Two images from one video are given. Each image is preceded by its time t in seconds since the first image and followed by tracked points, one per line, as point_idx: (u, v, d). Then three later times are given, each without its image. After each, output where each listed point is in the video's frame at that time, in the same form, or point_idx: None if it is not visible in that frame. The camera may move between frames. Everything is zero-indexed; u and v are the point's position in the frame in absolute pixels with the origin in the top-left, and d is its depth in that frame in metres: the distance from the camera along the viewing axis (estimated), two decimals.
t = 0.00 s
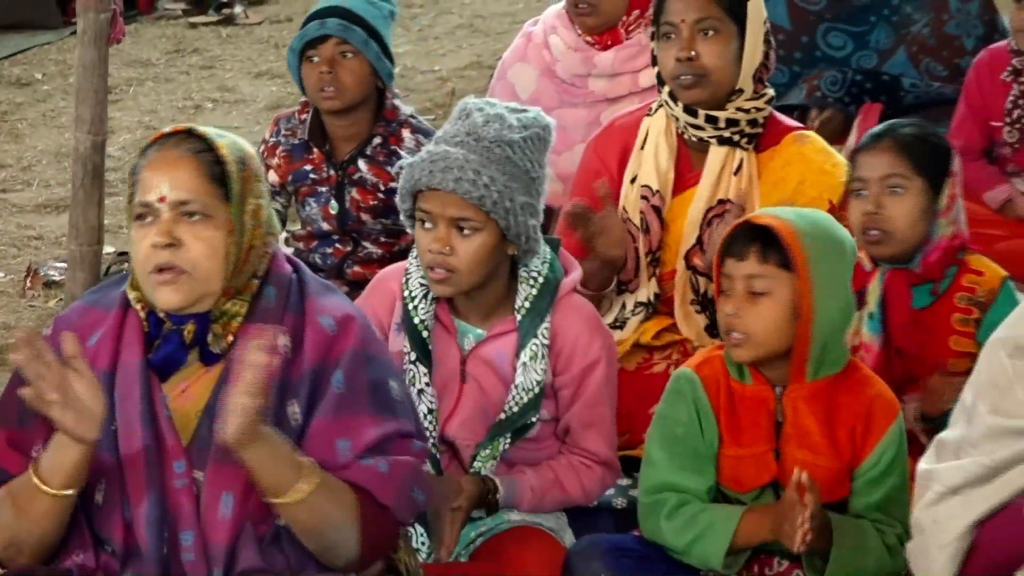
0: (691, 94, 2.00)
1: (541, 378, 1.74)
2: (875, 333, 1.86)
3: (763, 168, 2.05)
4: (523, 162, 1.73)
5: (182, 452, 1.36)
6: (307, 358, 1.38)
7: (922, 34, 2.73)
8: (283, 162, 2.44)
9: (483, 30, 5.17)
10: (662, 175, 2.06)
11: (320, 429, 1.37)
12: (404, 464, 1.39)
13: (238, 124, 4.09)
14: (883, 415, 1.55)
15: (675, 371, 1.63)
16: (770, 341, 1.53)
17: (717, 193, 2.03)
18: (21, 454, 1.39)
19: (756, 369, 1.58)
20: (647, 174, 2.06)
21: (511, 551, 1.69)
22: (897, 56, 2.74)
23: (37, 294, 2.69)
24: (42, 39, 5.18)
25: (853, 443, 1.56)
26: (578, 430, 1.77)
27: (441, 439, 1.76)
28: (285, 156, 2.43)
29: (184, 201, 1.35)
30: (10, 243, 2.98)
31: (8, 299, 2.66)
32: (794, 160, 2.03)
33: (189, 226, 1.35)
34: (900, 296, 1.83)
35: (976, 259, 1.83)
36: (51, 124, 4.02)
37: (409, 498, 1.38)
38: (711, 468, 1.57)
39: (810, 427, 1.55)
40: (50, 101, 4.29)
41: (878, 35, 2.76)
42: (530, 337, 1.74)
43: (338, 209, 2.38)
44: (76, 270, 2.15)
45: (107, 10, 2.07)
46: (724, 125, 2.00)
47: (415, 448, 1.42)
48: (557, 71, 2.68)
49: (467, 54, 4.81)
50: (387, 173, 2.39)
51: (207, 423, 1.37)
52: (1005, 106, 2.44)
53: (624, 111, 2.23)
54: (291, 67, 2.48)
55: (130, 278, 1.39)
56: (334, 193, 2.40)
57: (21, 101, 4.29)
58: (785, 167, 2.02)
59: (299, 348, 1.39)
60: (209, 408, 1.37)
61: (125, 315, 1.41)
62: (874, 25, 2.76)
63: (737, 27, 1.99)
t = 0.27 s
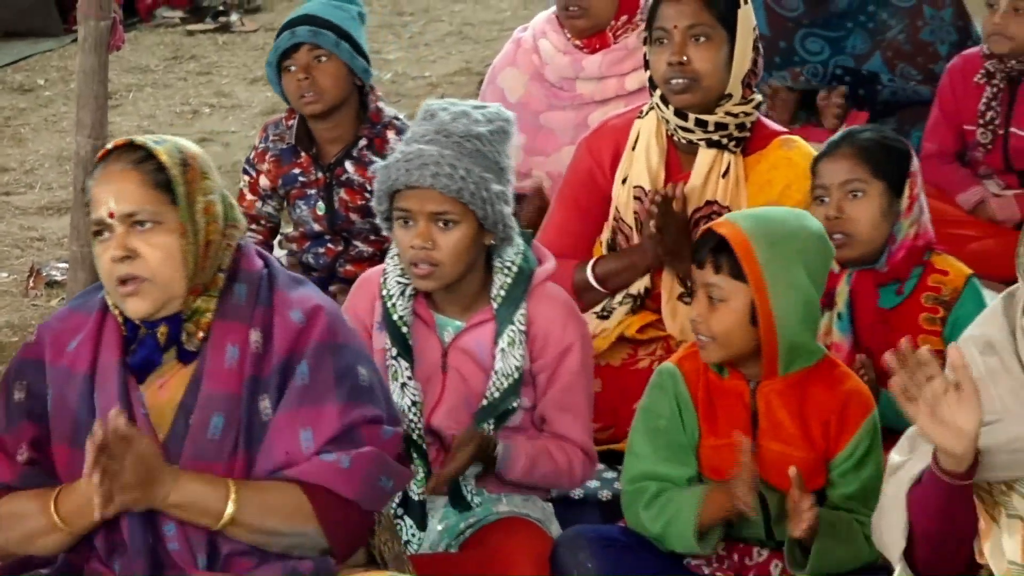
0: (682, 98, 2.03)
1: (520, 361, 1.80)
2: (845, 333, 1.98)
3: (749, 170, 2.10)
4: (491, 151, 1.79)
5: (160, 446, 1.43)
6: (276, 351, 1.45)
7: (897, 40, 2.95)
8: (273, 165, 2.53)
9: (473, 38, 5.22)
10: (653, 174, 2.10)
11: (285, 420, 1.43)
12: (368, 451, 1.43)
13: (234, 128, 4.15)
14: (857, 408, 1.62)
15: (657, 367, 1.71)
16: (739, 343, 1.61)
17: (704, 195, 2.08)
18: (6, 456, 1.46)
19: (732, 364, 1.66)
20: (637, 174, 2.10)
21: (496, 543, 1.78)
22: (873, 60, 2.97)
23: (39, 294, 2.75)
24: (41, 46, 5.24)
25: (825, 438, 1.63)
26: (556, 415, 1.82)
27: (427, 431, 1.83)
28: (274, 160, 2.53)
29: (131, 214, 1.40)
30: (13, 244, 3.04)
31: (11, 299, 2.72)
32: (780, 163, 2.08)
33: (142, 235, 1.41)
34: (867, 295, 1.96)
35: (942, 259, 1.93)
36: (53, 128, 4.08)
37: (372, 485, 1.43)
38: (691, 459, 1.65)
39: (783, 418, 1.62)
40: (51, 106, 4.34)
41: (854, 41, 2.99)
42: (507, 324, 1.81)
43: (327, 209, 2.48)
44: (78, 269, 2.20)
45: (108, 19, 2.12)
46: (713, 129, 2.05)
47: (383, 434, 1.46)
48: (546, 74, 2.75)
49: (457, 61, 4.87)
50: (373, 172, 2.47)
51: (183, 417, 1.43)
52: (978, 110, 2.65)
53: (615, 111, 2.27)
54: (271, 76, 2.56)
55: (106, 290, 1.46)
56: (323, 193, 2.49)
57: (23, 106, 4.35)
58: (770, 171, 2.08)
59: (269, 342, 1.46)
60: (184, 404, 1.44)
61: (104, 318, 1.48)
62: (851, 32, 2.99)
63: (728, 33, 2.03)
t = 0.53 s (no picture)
0: (675, 101, 2.06)
1: (498, 352, 1.88)
2: (828, 332, 2.01)
3: (737, 172, 2.14)
4: (456, 149, 1.85)
5: (149, 438, 1.48)
6: (259, 344, 1.48)
7: (877, 46, 3.01)
8: (268, 169, 2.59)
9: (464, 44, 5.27)
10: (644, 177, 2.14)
11: (269, 411, 1.47)
12: (352, 440, 1.45)
13: (232, 132, 4.20)
14: (833, 404, 1.67)
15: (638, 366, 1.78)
16: (716, 341, 1.67)
17: (694, 196, 2.11)
18: None
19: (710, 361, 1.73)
20: (629, 176, 2.14)
21: (488, 533, 1.86)
22: (852, 65, 3.03)
23: (43, 294, 2.80)
24: (42, 53, 5.29)
25: (801, 429, 1.69)
26: (539, 401, 1.92)
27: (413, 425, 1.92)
28: (268, 163, 2.58)
29: (115, 206, 1.46)
30: (17, 245, 3.09)
31: (15, 299, 2.77)
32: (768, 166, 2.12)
33: (125, 226, 1.46)
34: (851, 296, 2.00)
35: (924, 261, 1.99)
36: (56, 133, 4.13)
37: (357, 474, 1.45)
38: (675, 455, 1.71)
39: (761, 414, 1.68)
40: (54, 112, 4.39)
41: (834, 47, 3.04)
42: (484, 317, 1.89)
43: (319, 210, 2.55)
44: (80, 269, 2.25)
45: (108, 27, 2.17)
46: (704, 133, 2.08)
47: (366, 424, 1.49)
48: (534, 82, 2.83)
49: (449, 67, 4.92)
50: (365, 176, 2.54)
51: (170, 410, 1.48)
52: (962, 112, 2.72)
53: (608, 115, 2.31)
54: (263, 83, 2.62)
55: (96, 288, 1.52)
56: (315, 196, 2.56)
57: (26, 112, 4.40)
58: (758, 175, 2.11)
59: (253, 335, 1.49)
60: (171, 397, 1.49)
61: (94, 318, 1.54)
62: (830, 37, 3.05)
63: (721, 40, 2.07)
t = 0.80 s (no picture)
0: (654, 109, 2.15)
1: (476, 349, 1.96)
2: (813, 328, 2.06)
3: (715, 176, 2.21)
4: (438, 151, 1.92)
5: (149, 430, 1.54)
6: (258, 338, 1.56)
7: (852, 54, 3.04)
8: (264, 173, 2.66)
9: (453, 51, 5.33)
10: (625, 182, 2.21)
11: (267, 403, 1.55)
12: (347, 430, 1.54)
13: (229, 137, 4.26)
14: (801, 397, 1.75)
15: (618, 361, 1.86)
16: (689, 337, 1.75)
17: (673, 199, 2.19)
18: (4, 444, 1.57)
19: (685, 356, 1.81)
20: (610, 181, 2.21)
21: (476, 524, 1.97)
22: (830, 73, 3.06)
23: (45, 294, 2.85)
24: (41, 60, 5.35)
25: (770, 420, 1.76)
26: (512, 396, 1.99)
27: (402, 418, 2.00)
28: (265, 168, 2.65)
29: (126, 210, 1.52)
30: (19, 247, 3.15)
31: (18, 299, 2.83)
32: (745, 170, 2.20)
33: (133, 229, 1.52)
34: (838, 294, 2.05)
35: (908, 261, 2.05)
36: (58, 138, 4.18)
37: (352, 463, 1.54)
38: (652, 447, 1.80)
39: (730, 409, 1.77)
40: (56, 117, 4.45)
41: (812, 55, 3.08)
42: (465, 314, 1.97)
43: (314, 215, 2.62)
44: (83, 271, 2.31)
45: (108, 35, 2.23)
46: (682, 139, 2.16)
47: (361, 417, 1.58)
48: (519, 88, 2.97)
49: (439, 73, 4.99)
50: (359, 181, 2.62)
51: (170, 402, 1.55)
52: (948, 116, 2.81)
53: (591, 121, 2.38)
54: (261, 89, 2.69)
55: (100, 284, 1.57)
56: (310, 201, 2.63)
57: (29, 117, 4.46)
58: (736, 178, 2.19)
59: (251, 331, 1.57)
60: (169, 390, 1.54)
61: (98, 314, 1.59)
62: (808, 45, 3.09)
63: (698, 48, 2.14)
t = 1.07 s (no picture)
0: (623, 117, 2.30)
1: (473, 349, 2.05)
2: (795, 327, 2.12)
3: (684, 180, 2.37)
4: (449, 158, 2.03)
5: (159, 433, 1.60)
6: (267, 347, 1.61)
7: (827, 61, 3.11)
8: (259, 178, 2.72)
9: (441, 58, 5.40)
10: (598, 188, 2.35)
11: (275, 410, 1.61)
12: (351, 438, 1.60)
13: (224, 142, 4.32)
14: (788, 392, 1.83)
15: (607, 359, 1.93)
16: (677, 331, 1.83)
17: (646, 203, 2.34)
18: (25, 434, 1.63)
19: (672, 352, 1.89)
20: (584, 189, 2.35)
21: (464, 517, 2.04)
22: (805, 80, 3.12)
23: (45, 294, 2.91)
24: (39, 66, 5.40)
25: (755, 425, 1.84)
26: (504, 397, 2.08)
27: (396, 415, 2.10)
28: (260, 173, 2.72)
29: (156, 217, 1.57)
30: (19, 249, 3.21)
31: (19, 299, 2.88)
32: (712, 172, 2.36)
33: (161, 238, 1.57)
34: (821, 294, 2.10)
35: (885, 262, 2.12)
36: (57, 142, 4.24)
37: (355, 471, 1.61)
38: (639, 441, 1.86)
39: (717, 405, 1.84)
40: (55, 122, 4.51)
41: (788, 62, 3.13)
42: (462, 315, 2.06)
43: (308, 218, 2.69)
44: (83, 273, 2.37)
45: (107, 42, 2.30)
46: (651, 144, 2.31)
47: (366, 423, 1.64)
48: (507, 92, 3.03)
49: (427, 80, 5.05)
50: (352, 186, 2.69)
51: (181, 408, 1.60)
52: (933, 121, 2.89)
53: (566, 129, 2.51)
54: (264, 90, 2.76)
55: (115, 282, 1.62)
56: (304, 205, 2.70)
57: (29, 122, 4.51)
58: (705, 181, 2.35)
59: (261, 338, 1.62)
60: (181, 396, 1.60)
61: (110, 313, 1.64)
62: (785, 53, 3.14)
63: (662, 58, 2.29)
